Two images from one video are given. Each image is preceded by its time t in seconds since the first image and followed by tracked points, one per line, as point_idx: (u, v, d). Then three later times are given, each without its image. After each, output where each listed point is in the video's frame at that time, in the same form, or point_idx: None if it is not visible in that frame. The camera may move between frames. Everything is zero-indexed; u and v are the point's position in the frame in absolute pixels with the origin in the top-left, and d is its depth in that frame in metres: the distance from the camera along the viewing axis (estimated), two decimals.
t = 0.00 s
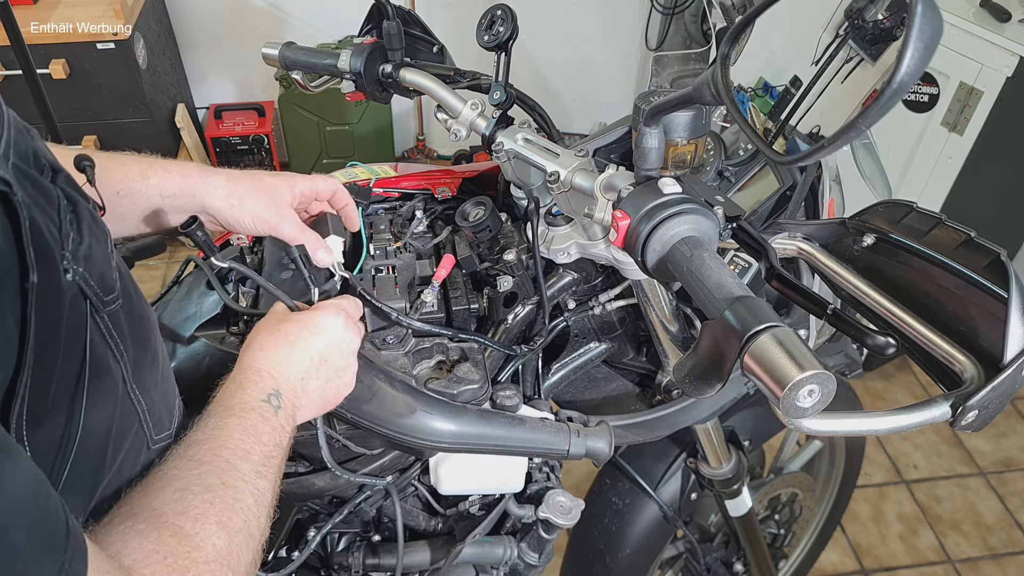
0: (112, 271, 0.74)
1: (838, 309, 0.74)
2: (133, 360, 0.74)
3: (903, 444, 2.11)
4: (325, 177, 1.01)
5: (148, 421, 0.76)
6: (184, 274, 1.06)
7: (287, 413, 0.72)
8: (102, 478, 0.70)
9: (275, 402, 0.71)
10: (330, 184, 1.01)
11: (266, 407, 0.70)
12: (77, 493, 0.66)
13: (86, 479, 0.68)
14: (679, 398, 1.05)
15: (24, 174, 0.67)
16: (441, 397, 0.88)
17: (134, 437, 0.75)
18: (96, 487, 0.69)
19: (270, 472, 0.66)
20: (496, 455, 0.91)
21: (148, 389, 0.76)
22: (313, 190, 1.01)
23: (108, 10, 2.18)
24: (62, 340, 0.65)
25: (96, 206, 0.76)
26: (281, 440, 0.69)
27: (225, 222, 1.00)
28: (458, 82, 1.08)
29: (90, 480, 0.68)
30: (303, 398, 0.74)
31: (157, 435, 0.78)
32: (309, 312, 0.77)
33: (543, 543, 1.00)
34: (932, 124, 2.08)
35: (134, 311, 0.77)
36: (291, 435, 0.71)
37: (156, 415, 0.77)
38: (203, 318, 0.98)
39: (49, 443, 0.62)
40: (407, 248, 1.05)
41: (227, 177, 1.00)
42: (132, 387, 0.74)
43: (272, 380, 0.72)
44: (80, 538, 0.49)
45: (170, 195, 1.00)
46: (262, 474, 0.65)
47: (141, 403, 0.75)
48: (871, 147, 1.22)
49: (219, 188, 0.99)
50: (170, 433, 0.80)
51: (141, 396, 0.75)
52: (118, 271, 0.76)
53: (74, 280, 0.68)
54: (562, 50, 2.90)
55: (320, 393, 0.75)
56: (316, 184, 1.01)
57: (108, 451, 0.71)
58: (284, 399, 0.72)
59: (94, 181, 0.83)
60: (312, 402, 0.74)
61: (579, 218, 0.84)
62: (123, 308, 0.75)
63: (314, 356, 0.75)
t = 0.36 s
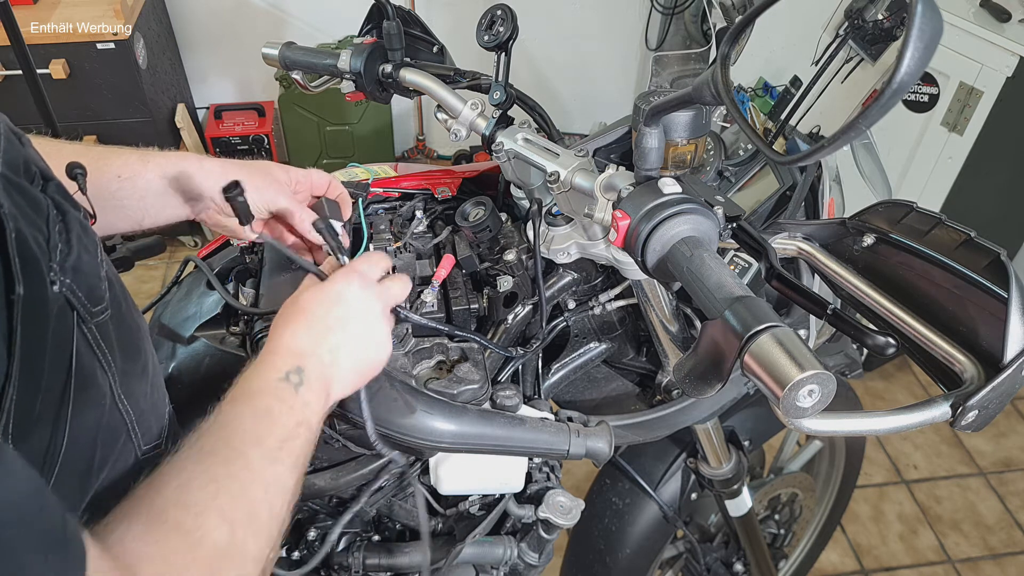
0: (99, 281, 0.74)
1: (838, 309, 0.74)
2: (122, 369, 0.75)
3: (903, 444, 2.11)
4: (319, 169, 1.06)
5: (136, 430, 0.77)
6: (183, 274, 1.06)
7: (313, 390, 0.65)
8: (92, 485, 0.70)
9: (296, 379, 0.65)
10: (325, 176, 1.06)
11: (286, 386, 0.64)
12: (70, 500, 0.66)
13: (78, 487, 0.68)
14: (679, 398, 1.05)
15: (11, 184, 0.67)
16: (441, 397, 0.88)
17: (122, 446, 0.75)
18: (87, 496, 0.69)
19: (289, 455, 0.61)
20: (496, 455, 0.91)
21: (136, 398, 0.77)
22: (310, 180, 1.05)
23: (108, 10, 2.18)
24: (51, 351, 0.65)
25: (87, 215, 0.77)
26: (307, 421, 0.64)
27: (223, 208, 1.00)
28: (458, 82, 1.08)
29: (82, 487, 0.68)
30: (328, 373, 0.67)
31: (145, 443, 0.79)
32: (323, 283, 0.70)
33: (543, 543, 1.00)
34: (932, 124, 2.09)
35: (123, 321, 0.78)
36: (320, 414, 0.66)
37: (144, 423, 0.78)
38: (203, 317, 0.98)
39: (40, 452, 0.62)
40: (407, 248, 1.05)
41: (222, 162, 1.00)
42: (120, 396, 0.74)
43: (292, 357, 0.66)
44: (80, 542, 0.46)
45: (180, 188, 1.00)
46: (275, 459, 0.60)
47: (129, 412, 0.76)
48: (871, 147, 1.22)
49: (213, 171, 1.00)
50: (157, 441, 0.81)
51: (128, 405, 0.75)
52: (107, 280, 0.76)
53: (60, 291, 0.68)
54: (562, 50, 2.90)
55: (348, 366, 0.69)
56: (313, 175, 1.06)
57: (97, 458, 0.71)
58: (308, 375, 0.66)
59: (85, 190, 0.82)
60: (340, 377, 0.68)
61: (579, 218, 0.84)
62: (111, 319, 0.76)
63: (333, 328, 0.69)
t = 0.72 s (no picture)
0: (99, 282, 0.74)
1: (837, 309, 0.74)
2: (121, 370, 0.75)
3: (903, 444, 2.11)
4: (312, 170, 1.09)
5: (135, 432, 0.77)
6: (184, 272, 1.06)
7: (278, 402, 0.68)
8: (88, 487, 0.70)
9: (262, 393, 0.68)
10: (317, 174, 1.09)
11: (251, 399, 0.67)
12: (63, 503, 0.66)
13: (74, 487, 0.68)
14: (680, 398, 1.05)
15: (11, 185, 0.67)
16: (441, 397, 0.88)
17: (119, 448, 0.75)
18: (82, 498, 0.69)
19: (262, 462, 0.65)
20: (496, 455, 0.91)
21: (134, 399, 0.77)
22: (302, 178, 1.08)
23: (108, 10, 2.18)
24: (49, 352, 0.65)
25: (84, 216, 0.78)
26: (276, 429, 0.67)
27: (218, 204, 1.04)
28: (458, 82, 1.08)
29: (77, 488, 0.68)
30: (293, 389, 0.70)
31: (144, 445, 0.79)
32: (292, 304, 0.74)
33: (543, 543, 1.00)
34: (932, 124, 2.09)
35: (123, 322, 0.78)
36: (288, 424, 0.68)
37: (142, 425, 0.78)
38: (204, 317, 0.97)
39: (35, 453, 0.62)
40: (407, 247, 1.04)
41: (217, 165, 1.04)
42: (118, 398, 0.74)
43: (258, 373, 0.69)
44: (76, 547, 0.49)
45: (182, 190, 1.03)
46: (250, 463, 0.64)
47: (128, 413, 0.75)
48: (871, 147, 1.22)
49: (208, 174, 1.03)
50: (155, 442, 0.81)
51: (127, 407, 0.75)
52: (106, 281, 0.77)
53: (61, 291, 0.68)
54: (562, 50, 2.90)
55: (313, 384, 0.71)
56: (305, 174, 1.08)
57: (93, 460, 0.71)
58: (271, 389, 0.69)
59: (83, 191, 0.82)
60: (304, 394, 0.70)
61: (579, 218, 0.84)
62: (111, 320, 0.76)
63: (299, 346, 0.72)
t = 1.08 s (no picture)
0: (111, 284, 0.73)
1: (837, 309, 0.74)
2: (127, 375, 0.75)
3: (903, 444, 2.11)
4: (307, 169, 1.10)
5: (139, 437, 0.77)
6: (184, 273, 1.06)
7: (286, 407, 0.71)
8: (90, 493, 0.70)
9: (272, 396, 0.70)
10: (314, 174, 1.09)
11: (262, 402, 0.69)
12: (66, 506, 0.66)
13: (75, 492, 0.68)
14: (680, 398, 1.05)
15: (27, 189, 0.66)
16: (441, 397, 0.88)
17: (123, 450, 0.75)
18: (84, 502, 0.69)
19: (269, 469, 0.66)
20: (496, 455, 0.91)
21: (139, 404, 0.76)
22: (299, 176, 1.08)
23: (108, 10, 2.18)
24: (56, 357, 0.65)
25: (95, 219, 0.76)
26: (281, 436, 0.69)
27: (217, 207, 1.03)
28: (458, 82, 1.08)
29: (79, 492, 0.68)
30: (301, 393, 0.73)
31: (147, 450, 0.79)
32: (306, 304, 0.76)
33: (543, 543, 1.00)
34: (932, 124, 2.09)
35: (130, 326, 0.77)
36: (293, 429, 0.71)
37: (147, 430, 0.78)
38: (204, 317, 0.97)
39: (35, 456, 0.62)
40: (407, 247, 1.04)
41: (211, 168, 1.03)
42: (123, 402, 0.74)
43: (269, 376, 0.71)
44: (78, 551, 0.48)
45: (182, 193, 1.03)
46: (257, 470, 0.65)
47: (132, 418, 0.75)
48: (871, 147, 1.22)
49: (203, 177, 1.03)
50: (158, 446, 0.81)
51: (132, 411, 0.75)
52: (116, 285, 0.76)
53: (74, 294, 0.68)
54: (562, 50, 2.90)
55: (321, 388, 0.74)
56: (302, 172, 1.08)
57: (95, 465, 0.70)
58: (281, 393, 0.71)
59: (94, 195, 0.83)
60: (311, 398, 0.73)
61: (579, 218, 0.84)
62: (120, 324, 0.75)
63: (310, 350, 0.74)
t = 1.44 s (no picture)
0: (114, 283, 0.74)
1: (837, 309, 0.74)
2: (131, 373, 0.75)
3: (903, 444, 2.11)
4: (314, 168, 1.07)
5: (144, 434, 0.77)
6: (184, 274, 1.06)
7: (302, 426, 0.69)
8: (92, 490, 0.71)
9: (285, 417, 0.69)
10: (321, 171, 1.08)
11: (274, 424, 0.68)
12: (69, 502, 0.67)
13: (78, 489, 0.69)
14: (680, 398, 1.05)
15: (31, 188, 0.66)
16: (441, 397, 0.88)
17: (127, 448, 0.76)
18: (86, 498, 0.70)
19: (275, 493, 0.64)
20: (496, 455, 0.91)
21: (144, 403, 0.77)
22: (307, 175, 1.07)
23: (108, 10, 2.18)
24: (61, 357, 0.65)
25: (99, 219, 0.76)
26: (296, 458, 0.68)
27: (230, 211, 1.01)
28: (458, 82, 1.08)
29: (81, 488, 0.69)
30: (319, 412, 0.71)
31: (152, 448, 0.79)
32: (313, 322, 0.75)
33: (543, 543, 1.00)
34: (932, 124, 2.09)
35: (135, 325, 0.77)
36: (309, 451, 0.69)
37: (151, 428, 0.78)
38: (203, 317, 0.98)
39: (41, 456, 0.63)
40: (407, 247, 1.04)
41: (224, 168, 1.01)
42: (127, 399, 0.74)
43: (281, 397, 0.70)
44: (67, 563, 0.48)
45: (193, 195, 1.01)
46: (260, 495, 0.63)
47: (136, 415, 0.76)
48: (871, 147, 1.22)
49: (217, 178, 1.01)
50: (164, 444, 0.81)
51: (136, 409, 0.75)
52: (120, 284, 0.76)
53: (77, 293, 0.68)
54: (562, 50, 2.90)
55: (339, 405, 0.72)
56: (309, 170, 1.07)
57: (98, 461, 0.72)
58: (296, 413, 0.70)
59: (99, 193, 0.86)
60: (330, 417, 0.72)
61: (579, 218, 0.84)
62: (124, 322, 0.75)
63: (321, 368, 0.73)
